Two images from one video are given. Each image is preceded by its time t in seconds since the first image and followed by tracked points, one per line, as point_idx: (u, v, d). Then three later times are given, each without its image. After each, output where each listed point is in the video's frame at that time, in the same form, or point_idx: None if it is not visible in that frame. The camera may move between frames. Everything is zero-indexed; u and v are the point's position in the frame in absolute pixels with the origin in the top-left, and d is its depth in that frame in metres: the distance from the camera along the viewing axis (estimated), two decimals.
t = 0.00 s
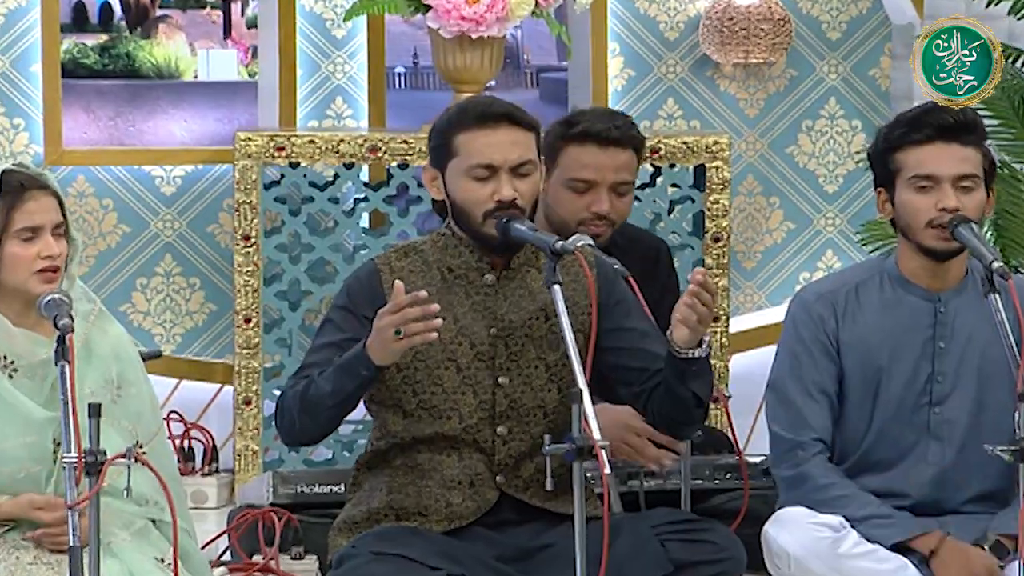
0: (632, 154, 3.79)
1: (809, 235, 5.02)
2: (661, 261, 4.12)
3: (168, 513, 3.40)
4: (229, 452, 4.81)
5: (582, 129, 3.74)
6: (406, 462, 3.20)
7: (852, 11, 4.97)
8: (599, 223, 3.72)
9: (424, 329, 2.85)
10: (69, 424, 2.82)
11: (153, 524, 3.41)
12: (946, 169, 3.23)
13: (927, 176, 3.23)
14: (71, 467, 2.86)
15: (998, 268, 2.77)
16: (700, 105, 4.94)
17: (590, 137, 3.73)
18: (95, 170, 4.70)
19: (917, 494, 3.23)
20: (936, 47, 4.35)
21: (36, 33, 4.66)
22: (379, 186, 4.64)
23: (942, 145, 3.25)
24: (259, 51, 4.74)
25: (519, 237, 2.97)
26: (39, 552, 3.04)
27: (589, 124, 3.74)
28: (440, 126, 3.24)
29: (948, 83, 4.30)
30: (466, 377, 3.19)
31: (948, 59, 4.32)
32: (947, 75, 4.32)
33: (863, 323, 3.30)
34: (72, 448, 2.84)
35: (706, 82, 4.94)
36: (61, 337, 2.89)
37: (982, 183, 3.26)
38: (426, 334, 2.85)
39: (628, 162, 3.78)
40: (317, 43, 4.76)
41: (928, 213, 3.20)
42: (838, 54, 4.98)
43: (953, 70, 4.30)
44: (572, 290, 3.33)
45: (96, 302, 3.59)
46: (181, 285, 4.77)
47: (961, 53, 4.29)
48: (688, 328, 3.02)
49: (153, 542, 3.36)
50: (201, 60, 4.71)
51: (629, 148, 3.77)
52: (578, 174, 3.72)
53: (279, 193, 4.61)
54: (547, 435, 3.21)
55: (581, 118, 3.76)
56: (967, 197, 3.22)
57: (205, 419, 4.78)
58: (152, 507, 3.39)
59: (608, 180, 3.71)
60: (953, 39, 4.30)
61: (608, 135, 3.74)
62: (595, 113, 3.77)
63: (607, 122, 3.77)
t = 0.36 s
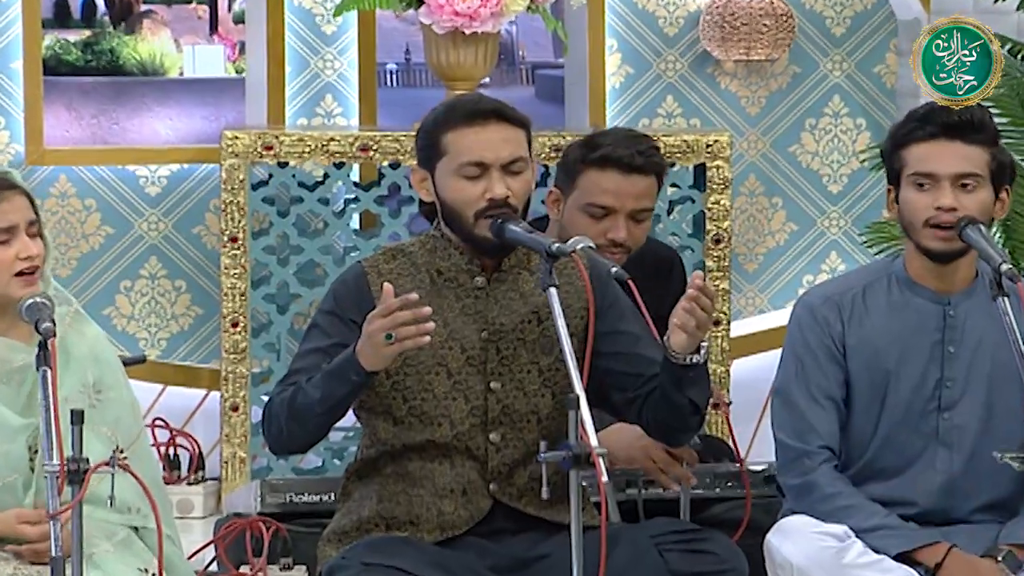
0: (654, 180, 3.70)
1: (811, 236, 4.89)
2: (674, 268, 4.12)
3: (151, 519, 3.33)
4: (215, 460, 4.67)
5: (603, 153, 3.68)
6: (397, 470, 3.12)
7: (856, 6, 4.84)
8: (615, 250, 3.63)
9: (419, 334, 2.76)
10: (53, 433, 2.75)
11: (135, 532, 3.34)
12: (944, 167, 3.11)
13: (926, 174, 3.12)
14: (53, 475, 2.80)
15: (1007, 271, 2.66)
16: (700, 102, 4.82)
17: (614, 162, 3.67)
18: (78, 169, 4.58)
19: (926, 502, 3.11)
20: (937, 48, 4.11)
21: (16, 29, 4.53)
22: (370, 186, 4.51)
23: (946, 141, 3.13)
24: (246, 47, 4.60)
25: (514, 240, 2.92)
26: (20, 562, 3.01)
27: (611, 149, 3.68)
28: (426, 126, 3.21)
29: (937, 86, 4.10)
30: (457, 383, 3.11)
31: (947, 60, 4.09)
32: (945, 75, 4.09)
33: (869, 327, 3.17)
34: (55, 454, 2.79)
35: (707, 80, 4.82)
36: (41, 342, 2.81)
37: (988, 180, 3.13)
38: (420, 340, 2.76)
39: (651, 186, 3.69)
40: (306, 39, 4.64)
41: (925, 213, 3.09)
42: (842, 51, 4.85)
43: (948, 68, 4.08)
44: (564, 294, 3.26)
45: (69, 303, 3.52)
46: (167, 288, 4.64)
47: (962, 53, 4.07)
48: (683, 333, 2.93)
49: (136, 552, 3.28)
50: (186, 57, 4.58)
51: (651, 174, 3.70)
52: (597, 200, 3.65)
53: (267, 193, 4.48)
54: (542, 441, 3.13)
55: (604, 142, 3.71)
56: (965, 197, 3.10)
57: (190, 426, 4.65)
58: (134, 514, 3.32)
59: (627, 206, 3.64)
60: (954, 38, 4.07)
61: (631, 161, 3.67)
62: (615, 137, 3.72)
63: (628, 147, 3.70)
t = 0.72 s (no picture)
0: (652, 178, 3.55)
1: (821, 235, 4.74)
2: (676, 270, 3.97)
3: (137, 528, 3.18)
4: (203, 468, 4.51)
5: (599, 150, 3.54)
6: (390, 479, 2.98)
7: None
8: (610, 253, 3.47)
9: (411, 330, 2.63)
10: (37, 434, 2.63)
11: (120, 542, 3.18)
12: (956, 161, 2.97)
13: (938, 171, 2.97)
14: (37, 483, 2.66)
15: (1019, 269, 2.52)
16: (706, 98, 4.67)
17: (612, 158, 3.53)
18: (62, 166, 4.43)
19: (939, 511, 2.97)
20: (937, 48, 3.79)
21: None
22: (365, 183, 4.36)
23: (959, 137, 2.99)
24: (237, 41, 4.47)
25: (513, 238, 2.78)
26: None
27: (608, 145, 3.54)
28: (417, 128, 3.06)
29: (949, 83, 3.55)
30: (452, 388, 2.98)
31: (948, 59, 3.74)
32: (946, 75, 3.67)
33: (880, 329, 3.02)
34: (38, 461, 2.65)
35: (713, 74, 4.66)
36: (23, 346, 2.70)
37: (1004, 177, 2.99)
38: (411, 336, 2.64)
39: (648, 185, 3.54)
40: (298, 32, 4.49)
41: (938, 210, 2.95)
42: (852, 44, 4.71)
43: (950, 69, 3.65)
44: (561, 296, 3.13)
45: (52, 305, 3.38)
46: (153, 289, 4.49)
47: (961, 54, 3.70)
48: (683, 337, 2.88)
49: (121, 562, 3.13)
50: (174, 51, 4.46)
51: (649, 171, 3.54)
52: (592, 198, 3.50)
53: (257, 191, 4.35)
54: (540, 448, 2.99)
55: (600, 139, 3.58)
56: (981, 193, 2.95)
57: (179, 432, 4.51)
58: (118, 523, 3.16)
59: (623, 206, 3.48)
60: (954, 39, 3.79)
61: (629, 159, 3.53)
62: (611, 134, 3.58)
63: (626, 144, 3.55)
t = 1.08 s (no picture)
0: (638, 166, 3.55)
1: (831, 233, 4.62)
2: (674, 267, 3.84)
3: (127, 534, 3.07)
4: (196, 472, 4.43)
5: (580, 137, 3.53)
6: (387, 485, 2.86)
7: None
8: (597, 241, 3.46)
9: (410, 327, 2.53)
10: (22, 437, 2.50)
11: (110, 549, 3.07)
12: (980, 160, 2.88)
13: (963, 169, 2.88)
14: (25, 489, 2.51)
15: None
16: (712, 93, 4.55)
17: (592, 146, 3.52)
18: (49, 162, 4.31)
19: (952, 516, 2.87)
20: (935, 48, 3.46)
21: None
22: (360, 179, 4.24)
23: (981, 133, 2.90)
24: (229, 34, 4.37)
25: (513, 237, 2.65)
26: None
27: (591, 132, 3.53)
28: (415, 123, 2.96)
29: (949, 83, 3.17)
30: (450, 392, 2.87)
31: (948, 59, 3.41)
32: (948, 75, 3.33)
33: (891, 331, 2.93)
34: (25, 466, 2.52)
35: (718, 68, 4.54)
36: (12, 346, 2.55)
37: None
38: (411, 332, 2.54)
39: (633, 173, 3.53)
40: (293, 24, 4.38)
41: (966, 210, 2.86)
42: (863, 37, 4.59)
43: (950, 68, 3.31)
44: (562, 297, 3.02)
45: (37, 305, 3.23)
46: (144, 289, 4.38)
47: (960, 53, 3.40)
48: (683, 336, 2.77)
49: (111, 570, 3.01)
50: (165, 43, 4.34)
51: (633, 159, 3.54)
52: (574, 187, 3.49)
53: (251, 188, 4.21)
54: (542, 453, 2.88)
55: (585, 125, 3.56)
56: (1008, 190, 2.86)
57: (169, 435, 4.39)
58: (108, 529, 3.05)
59: (607, 193, 3.47)
60: (954, 38, 3.46)
61: (610, 144, 3.52)
62: (598, 121, 3.57)
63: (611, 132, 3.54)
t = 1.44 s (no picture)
0: (622, 157, 3.43)
1: (840, 233, 4.50)
2: (673, 265, 3.74)
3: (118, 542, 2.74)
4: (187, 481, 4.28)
5: (563, 127, 3.41)
6: (385, 490, 2.75)
7: None
8: (580, 234, 3.34)
9: (408, 321, 2.42)
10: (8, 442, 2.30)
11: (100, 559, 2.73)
12: (997, 158, 2.71)
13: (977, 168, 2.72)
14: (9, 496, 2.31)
15: None
16: (719, 88, 4.43)
17: (575, 137, 3.40)
18: (36, 159, 4.20)
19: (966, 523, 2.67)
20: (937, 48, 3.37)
21: None
22: (357, 177, 4.12)
23: (998, 131, 2.73)
24: (221, 27, 4.24)
25: (515, 236, 2.54)
26: None
27: (573, 123, 3.42)
28: (411, 119, 2.84)
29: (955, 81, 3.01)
30: (450, 396, 2.75)
31: (947, 59, 3.32)
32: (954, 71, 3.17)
33: (898, 333, 2.74)
34: (9, 470, 2.30)
35: (726, 62, 4.42)
36: None
37: None
38: (411, 325, 2.42)
39: (618, 165, 3.41)
40: (287, 18, 4.25)
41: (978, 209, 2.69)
42: (873, 30, 4.47)
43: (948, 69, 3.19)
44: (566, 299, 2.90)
45: (26, 306, 2.93)
46: (133, 289, 4.26)
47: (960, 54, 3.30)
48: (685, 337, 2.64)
49: None
50: (155, 36, 4.22)
51: (617, 150, 3.42)
52: (556, 178, 3.37)
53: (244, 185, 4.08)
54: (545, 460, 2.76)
55: (567, 117, 3.45)
56: None
57: (160, 440, 4.26)
58: (97, 537, 2.71)
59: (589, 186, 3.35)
60: (953, 38, 3.38)
61: (593, 136, 3.41)
62: (582, 111, 3.46)
63: (606, 117, 3.46)
